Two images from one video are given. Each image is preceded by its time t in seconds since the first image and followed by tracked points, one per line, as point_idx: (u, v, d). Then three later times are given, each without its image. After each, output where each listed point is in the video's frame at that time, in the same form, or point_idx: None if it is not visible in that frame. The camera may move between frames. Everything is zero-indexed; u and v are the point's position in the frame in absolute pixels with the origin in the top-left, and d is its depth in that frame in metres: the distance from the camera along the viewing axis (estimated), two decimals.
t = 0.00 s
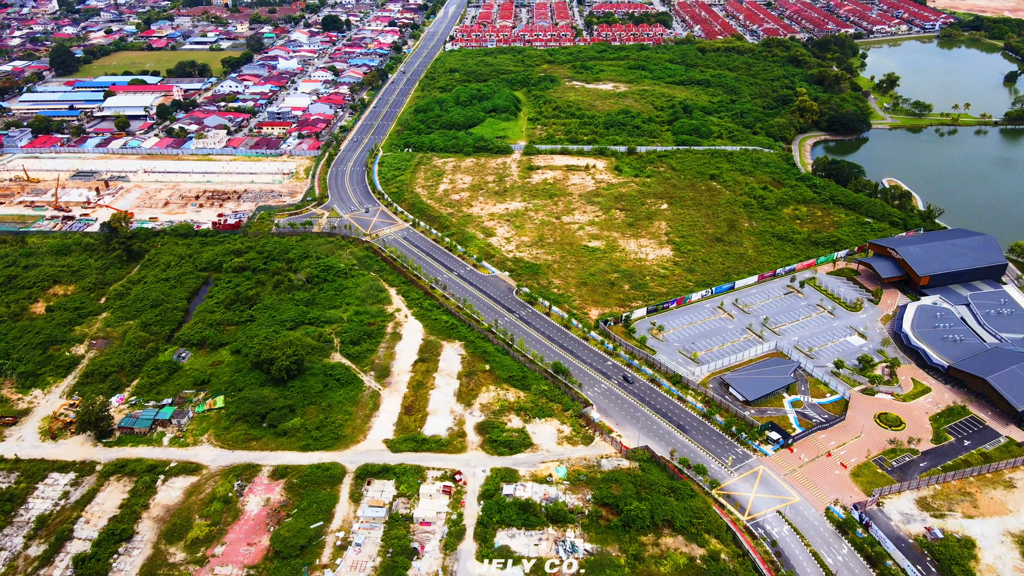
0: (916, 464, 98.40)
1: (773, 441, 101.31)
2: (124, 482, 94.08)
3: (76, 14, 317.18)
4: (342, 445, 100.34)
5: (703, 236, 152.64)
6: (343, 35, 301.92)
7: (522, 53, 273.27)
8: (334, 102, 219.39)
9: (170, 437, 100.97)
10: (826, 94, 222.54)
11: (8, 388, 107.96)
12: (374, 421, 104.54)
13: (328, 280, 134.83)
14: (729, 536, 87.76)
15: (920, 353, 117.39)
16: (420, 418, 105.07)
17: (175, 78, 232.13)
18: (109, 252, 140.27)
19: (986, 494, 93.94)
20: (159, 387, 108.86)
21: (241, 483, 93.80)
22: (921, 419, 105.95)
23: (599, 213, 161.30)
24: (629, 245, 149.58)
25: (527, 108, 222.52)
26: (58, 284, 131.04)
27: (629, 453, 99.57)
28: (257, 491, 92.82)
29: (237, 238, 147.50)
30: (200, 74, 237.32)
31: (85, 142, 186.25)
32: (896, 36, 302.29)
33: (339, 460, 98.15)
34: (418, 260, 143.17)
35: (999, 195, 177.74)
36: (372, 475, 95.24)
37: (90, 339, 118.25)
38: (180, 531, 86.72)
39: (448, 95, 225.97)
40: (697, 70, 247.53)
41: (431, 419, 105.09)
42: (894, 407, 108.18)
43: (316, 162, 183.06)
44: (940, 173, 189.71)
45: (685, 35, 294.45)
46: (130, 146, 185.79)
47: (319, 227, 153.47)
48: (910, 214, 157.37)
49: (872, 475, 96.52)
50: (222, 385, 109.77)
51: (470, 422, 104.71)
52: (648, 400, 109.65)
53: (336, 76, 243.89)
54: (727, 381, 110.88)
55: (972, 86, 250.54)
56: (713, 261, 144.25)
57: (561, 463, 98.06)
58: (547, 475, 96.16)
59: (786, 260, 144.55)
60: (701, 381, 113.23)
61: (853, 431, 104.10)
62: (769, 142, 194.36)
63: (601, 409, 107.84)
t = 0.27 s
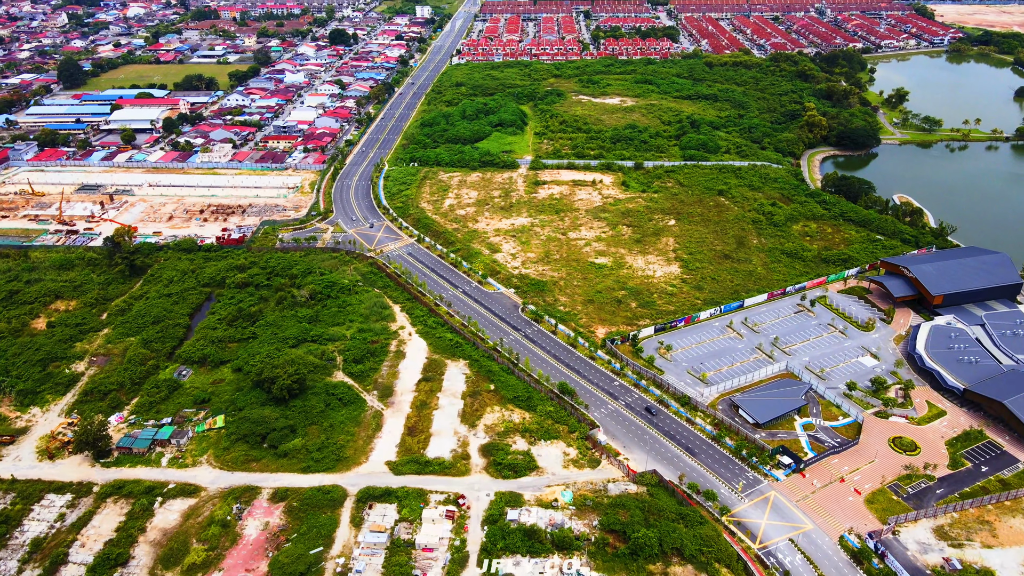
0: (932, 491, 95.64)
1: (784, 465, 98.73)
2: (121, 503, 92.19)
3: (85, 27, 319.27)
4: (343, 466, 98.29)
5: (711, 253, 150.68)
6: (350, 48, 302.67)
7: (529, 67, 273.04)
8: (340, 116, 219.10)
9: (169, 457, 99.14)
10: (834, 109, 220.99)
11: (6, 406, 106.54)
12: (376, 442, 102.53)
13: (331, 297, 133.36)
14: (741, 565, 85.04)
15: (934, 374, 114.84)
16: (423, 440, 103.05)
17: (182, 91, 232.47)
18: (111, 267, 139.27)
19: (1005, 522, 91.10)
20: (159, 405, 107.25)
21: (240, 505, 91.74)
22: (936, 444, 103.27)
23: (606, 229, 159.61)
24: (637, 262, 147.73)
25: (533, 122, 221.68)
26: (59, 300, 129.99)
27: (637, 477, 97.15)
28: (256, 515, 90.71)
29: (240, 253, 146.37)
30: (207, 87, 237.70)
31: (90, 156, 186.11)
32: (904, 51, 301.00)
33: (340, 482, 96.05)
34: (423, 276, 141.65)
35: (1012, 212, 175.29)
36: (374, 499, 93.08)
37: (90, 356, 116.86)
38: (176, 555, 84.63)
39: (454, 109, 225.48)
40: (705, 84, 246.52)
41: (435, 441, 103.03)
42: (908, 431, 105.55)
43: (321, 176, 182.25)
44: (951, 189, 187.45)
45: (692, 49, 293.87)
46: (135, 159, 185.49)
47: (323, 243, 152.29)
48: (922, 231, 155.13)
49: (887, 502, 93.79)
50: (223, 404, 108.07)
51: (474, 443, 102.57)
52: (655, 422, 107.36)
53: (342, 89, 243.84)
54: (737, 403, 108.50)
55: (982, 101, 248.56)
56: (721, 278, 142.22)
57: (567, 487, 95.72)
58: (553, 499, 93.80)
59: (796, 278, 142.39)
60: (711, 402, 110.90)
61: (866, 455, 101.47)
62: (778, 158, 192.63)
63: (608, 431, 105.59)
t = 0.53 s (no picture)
0: (952, 521, 92.44)
1: (798, 493, 95.77)
2: (117, 529, 90.13)
3: (95, 42, 321.71)
4: (344, 492, 95.99)
5: (720, 272, 148.47)
6: (358, 63, 303.41)
7: (537, 83, 272.66)
8: (347, 131, 218.68)
9: (167, 481, 97.12)
10: (844, 126, 219.14)
11: (4, 426, 105.04)
12: (379, 467, 100.27)
13: (335, 315, 131.71)
14: None
15: (951, 400, 111.89)
16: (427, 464, 100.75)
17: (190, 106, 232.85)
18: (114, 284, 138.23)
19: None
20: (158, 426, 105.49)
21: (238, 532, 89.46)
22: (954, 472, 100.14)
23: (614, 247, 157.69)
24: (645, 281, 145.62)
25: (541, 138, 220.67)
26: (61, 317, 128.88)
27: (645, 504, 94.41)
28: (254, 541, 88.37)
29: (244, 270, 145.12)
30: (215, 102, 238.06)
31: (97, 171, 185.99)
32: (914, 67, 299.24)
33: (341, 508, 93.71)
34: (428, 294, 139.98)
35: None
36: (375, 526, 90.64)
37: (90, 375, 115.36)
38: None
39: (461, 125, 224.72)
40: (713, 100, 245.31)
41: (438, 465, 100.68)
42: (925, 459, 102.48)
43: (327, 192, 181.25)
44: (964, 207, 184.76)
45: (700, 65, 293.22)
46: (141, 174, 185.19)
47: (328, 260, 150.90)
48: (936, 251, 152.49)
49: (904, 533, 90.67)
50: (223, 425, 106.17)
51: (479, 468, 100.15)
52: (664, 447, 104.76)
53: (350, 104, 243.72)
54: (748, 428, 105.78)
55: (994, 118, 246.07)
56: (731, 298, 139.88)
57: (574, 515, 93.08)
58: (559, 528, 91.12)
59: (808, 298, 139.87)
60: (721, 427, 108.24)
61: (882, 483, 98.45)
62: (787, 175, 190.65)
63: (616, 456, 103.04)
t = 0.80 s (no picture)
0: (971, 553, 89.33)
1: (812, 522, 92.89)
2: (113, 554, 88.04)
3: (105, 58, 323.92)
4: (346, 517, 93.78)
5: (729, 291, 146.39)
6: (365, 79, 304.16)
7: (544, 99, 272.48)
8: (353, 147, 218.35)
9: (165, 504, 95.09)
10: (853, 143, 217.47)
11: (2, 447, 103.45)
12: (381, 491, 98.08)
13: (338, 334, 130.10)
14: None
15: (967, 425, 109.08)
16: (430, 488, 98.51)
17: (197, 122, 233.18)
18: (117, 301, 137.10)
19: None
20: (158, 448, 103.70)
21: (236, 558, 87.21)
22: (973, 501, 97.18)
23: (621, 265, 155.90)
24: (653, 300, 143.62)
25: (547, 154, 219.76)
26: (62, 334, 127.67)
27: (654, 533, 91.75)
28: (253, 568, 86.06)
29: (248, 287, 143.89)
30: (221, 118, 238.42)
31: (102, 186, 185.79)
32: (923, 84, 297.73)
33: (341, 534, 91.45)
34: (433, 313, 138.34)
35: None
36: (377, 553, 88.28)
37: (90, 394, 113.83)
38: None
39: (467, 141, 224.09)
40: (720, 117, 244.22)
41: (442, 490, 98.44)
42: (942, 487, 99.56)
43: (332, 208, 180.45)
44: (976, 225, 182.35)
45: (707, 81, 292.57)
46: (147, 190, 184.83)
47: (332, 277, 149.58)
48: (949, 271, 150.05)
49: (922, 565, 87.69)
50: (223, 447, 104.27)
51: (483, 494, 97.84)
52: (673, 472, 102.23)
53: (356, 120, 243.74)
54: (759, 453, 103.16)
55: (1005, 135, 243.94)
56: (740, 318, 137.66)
57: (580, 543, 90.52)
58: (565, 557, 88.55)
59: (818, 318, 137.49)
60: (731, 451, 105.65)
61: (898, 512, 95.51)
62: (796, 192, 188.76)
63: (623, 481, 100.53)
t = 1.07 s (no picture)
0: None
1: (826, 552, 89.86)
2: None
3: (114, 73, 326.11)
4: (346, 544, 91.51)
5: (738, 311, 144.23)
6: (372, 95, 304.95)
7: (550, 115, 272.22)
8: (359, 163, 217.93)
9: (163, 529, 93.04)
10: (862, 160, 215.77)
11: None
12: (383, 517, 95.83)
13: (342, 354, 128.45)
14: None
15: (985, 451, 106.23)
16: (433, 514, 96.17)
17: (203, 138, 233.48)
18: (119, 319, 135.98)
19: None
20: (156, 470, 101.92)
21: None
22: (992, 532, 94.11)
23: (628, 284, 154.06)
24: (660, 319, 141.59)
25: (554, 171, 218.82)
26: (63, 353, 126.47)
27: (663, 563, 89.06)
28: None
29: (251, 305, 142.65)
30: (228, 133, 238.75)
31: (108, 202, 185.61)
32: (932, 101, 296.26)
33: (342, 562, 89.13)
34: (437, 333, 136.62)
35: None
36: None
37: (89, 414, 112.31)
38: None
39: (474, 158, 223.41)
40: (728, 134, 243.08)
41: (445, 516, 96.12)
42: (960, 516, 96.52)
43: (337, 225, 179.58)
44: (989, 244, 179.85)
45: (714, 98, 291.88)
46: (152, 206, 184.48)
47: (336, 295, 148.25)
48: (962, 291, 147.58)
49: None
50: (223, 470, 102.38)
51: (487, 520, 95.42)
52: (682, 499, 99.59)
53: (362, 136, 243.71)
54: (771, 480, 100.45)
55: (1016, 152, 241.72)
56: (750, 338, 135.37)
57: (587, 573, 87.87)
58: None
59: (830, 339, 135.04)
60: (742, 477, 102.99)
61: (915, 542, 92.44)
62: (805, 210, 186.86)
63: (631, 508, 97.93)
